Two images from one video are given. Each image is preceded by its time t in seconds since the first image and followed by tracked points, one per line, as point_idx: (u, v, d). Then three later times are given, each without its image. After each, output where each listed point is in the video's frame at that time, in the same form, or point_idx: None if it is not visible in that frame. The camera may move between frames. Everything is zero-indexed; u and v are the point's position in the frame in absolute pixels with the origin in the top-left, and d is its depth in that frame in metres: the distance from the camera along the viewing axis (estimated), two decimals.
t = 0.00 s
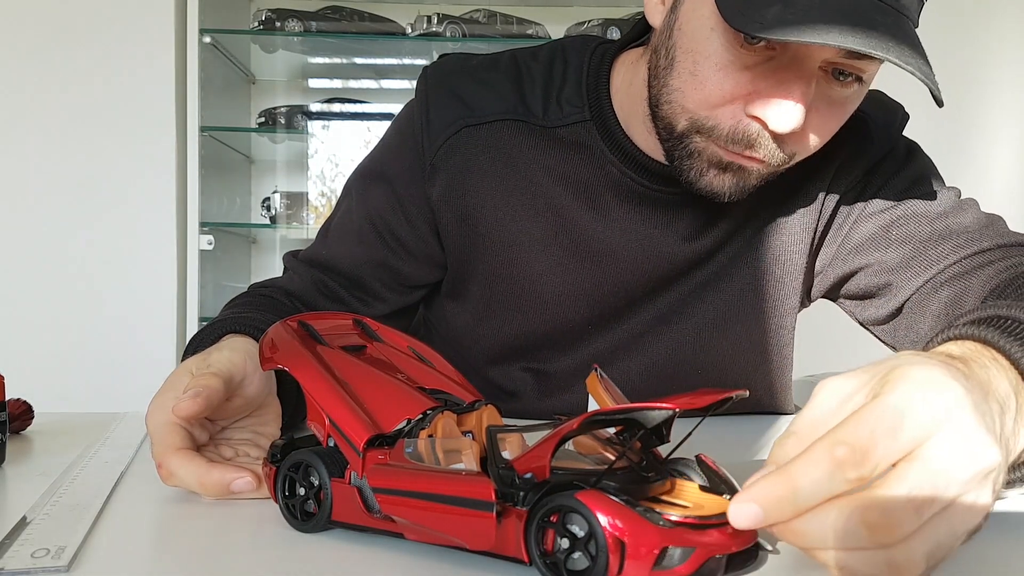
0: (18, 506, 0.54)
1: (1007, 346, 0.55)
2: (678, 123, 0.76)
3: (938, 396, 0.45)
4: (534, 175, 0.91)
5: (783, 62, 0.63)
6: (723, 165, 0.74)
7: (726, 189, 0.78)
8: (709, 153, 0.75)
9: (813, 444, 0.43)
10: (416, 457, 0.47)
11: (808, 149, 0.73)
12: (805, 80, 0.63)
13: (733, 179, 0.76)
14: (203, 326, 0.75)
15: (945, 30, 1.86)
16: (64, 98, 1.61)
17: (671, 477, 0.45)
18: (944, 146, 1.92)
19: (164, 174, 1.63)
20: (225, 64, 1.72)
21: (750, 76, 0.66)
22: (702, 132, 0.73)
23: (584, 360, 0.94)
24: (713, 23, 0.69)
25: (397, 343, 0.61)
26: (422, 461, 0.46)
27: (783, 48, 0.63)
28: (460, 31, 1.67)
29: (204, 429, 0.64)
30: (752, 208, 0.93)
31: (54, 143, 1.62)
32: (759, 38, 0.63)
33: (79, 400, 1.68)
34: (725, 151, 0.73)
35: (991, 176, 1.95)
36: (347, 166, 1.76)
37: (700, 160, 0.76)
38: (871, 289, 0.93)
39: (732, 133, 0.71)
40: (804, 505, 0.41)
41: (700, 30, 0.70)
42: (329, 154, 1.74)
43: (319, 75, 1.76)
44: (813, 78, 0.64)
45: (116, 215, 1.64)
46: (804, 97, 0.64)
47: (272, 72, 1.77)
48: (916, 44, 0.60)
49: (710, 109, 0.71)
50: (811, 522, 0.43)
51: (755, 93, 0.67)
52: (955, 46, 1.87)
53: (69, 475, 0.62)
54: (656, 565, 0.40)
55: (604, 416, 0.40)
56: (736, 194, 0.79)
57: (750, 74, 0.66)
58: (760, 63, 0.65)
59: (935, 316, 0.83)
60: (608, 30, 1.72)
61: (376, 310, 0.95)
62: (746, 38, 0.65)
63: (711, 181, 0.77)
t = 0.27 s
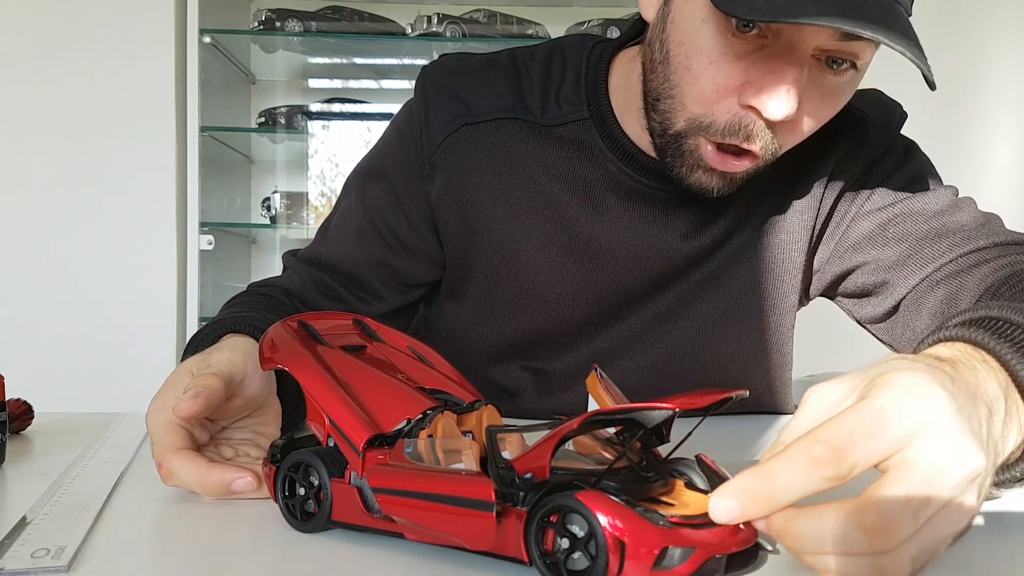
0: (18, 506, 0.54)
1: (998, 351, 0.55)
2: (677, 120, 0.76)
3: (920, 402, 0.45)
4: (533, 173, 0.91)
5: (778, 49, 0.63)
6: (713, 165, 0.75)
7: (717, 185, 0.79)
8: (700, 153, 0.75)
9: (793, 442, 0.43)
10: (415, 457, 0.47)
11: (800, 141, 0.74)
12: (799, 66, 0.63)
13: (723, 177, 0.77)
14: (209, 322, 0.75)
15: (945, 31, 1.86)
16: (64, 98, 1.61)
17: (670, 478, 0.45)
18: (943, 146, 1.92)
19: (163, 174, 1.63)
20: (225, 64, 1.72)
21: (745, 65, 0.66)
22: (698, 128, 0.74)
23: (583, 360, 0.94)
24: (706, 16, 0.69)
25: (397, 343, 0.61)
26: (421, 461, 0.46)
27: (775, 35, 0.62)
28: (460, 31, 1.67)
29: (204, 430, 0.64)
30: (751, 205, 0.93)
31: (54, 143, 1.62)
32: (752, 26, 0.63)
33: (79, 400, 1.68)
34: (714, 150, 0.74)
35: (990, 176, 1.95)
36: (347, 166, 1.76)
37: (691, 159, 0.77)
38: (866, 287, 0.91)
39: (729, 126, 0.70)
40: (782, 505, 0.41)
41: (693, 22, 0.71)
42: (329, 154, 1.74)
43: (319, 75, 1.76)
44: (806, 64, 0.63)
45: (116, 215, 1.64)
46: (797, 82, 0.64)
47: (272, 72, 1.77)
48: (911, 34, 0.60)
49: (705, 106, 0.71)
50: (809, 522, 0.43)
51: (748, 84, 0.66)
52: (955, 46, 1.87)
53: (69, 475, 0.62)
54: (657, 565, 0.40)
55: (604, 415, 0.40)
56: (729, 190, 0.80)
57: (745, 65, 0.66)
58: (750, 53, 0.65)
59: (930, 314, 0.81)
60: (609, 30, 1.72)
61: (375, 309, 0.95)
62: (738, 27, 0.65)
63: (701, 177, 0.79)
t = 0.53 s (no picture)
0: (18, 506, 0.54)
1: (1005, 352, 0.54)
2: (662, 88, 0.76)
3: (947, 406, 0.45)
4: (529, 167, 0.92)
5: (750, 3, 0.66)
6: (702, 126, 0.74)
7: (711, 151, 0.77)
8: (688, 116, 0.75)
9: (813, 440, 0.43)
10: (415, 458, 0.47)
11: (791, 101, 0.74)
12: (778, 13, 0.65)
13: (714, 142, 0.76)
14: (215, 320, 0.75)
15: (943, 31, 1.87)
16: (64, 98, 1.61)
17: (671, 479, 0.45)
18: (944, 146, 1.92)
19: (163, 174, 1.63)
20: (225, 65, 1.72)
21: (725, 20, 0.67)
22: (685, 91, 0.74)
23: (580, 354, 0.94)
24: None
25: (397, 343, 0.61)
26: (421, 461, 0.46)
27: None
28: (460, 31, 1.67)
29: (205, 429, 0.64)
30: (747, 199, 0.93)
31: (54, 143, 1.62)
32: None
33: (79, 400, 1.68)
34: (703, 110, 0.74)
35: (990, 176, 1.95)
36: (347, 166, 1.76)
37: (681, 125, 0.76)
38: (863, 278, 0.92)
39: (716, 83, 0.71)
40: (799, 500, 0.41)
41: None
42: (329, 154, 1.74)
43: (319, 75, 1.76)
44: (785, 13, 0.65)
45: (117, 216, 1.64)
46: (778, 30, 0.66)
47: (272, 72, 1.77)
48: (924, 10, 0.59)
49: (688, 66, 0.72)
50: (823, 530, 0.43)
51: (730, 39, 0.68)
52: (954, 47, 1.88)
53: (69, 475, 0.62)
54: (657, 564, 0.40)
55: (603, 415, 0.40)
56: (724, 157, 0.79)
57: (725, 19, 0.67)
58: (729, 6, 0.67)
59: (923, 308, 0.82)
60: (609, 30, 1.72)
61: (375, 304, 0.95)
62: None
63: (697, 142, 0.77)
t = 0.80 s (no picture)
0: (18, 506, 0.54)
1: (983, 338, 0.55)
2: (629, 62, 0.79)
3: (921, 400, 0.45)
4: (513, 158, 0.92)
5: None
6: (671, 91, 0.77)
7: (685, 121, 0.79)
8: (657, 83, 0.77)
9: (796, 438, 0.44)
10: (415, 457, 0.47)
11: (755, 70, 0.78)
12: None
13: (686, 110, 0.78)
14: (212, 322, 0.74)
15: (941, 32, 1.87)
16: (64, 98, 1.61)
17: (670, 479, 0.45)
18: (943, 146, 1.92)
19: (163, 173, 1.63)
20: (225, 64, 1.72)
21: None
22: (651, 60, 0.77)
23: (570, 347, 0.93)
24: None
25: (397, 343, 0.61)
26: (421, 460, 0.46)
27: None
28: (460, 31, 1.67)
29: (207, 428, 0.64)
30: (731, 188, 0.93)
31: (54, 143, 1.62)
32: None
33: (79, 400, 1.68)
34: (670, 76, 0.77)
35: (989, 177, 1.96)
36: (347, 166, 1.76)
37: (650, 96, 0.78)
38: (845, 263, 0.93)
39: (678, 47, 0.75)
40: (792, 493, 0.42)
41: None
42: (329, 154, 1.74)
43: (319, 75, 1.76)
44: None
45: (117, 216, 1.64)
46: None
47: (272, 72, 1.76)
48: None
49: (651, 34, 0.76)
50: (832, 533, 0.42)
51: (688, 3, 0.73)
52: (953, 47, 1.88)
53: (69, 475, 0.62)
54: (656, 564, 0.40)
55: (603, 415, 0.40)
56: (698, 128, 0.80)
57: None
58: None
59: (903, 295, 0.83)
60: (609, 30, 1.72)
61: (369, 300, 0.95)
62: None
63: (670, 113, 0.78)
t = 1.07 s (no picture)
0: (18, 506, 0.54)
1: (1006, 306, 0.56)
2: (589, 37, 0.87)
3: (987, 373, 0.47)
4: (492, 149, 0.93)
5: None
6: (632, 60, 0.85)
7: (648, 93, 0.86)
8: (617, 54, 0.85)
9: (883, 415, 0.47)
10: (415, 457, 0.47)
11: (707, 46, 0.87)
12: None
13: (648, 81, 0.85)
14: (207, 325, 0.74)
15: (940, 32, 1.88)
16: (64, 98, 1.61)
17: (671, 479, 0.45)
18: (943, 146, 1.92)
19: (163, 173, 1.63)
20: (225, 64, 1.72)
21: None
22: (610, 31, 0.85)
23: (556, 336, 0.90)
24: None
25: (397, 343, 0.61)
26: (421, 460, 0.46)
27: None
28: (460, 30, 1.67)
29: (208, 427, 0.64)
30: (713, 178, 0.93)
31: (54, 143, 1.62)
32: None
33: (80, 400, 1.68)
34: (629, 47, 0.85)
35: (990, 177, 1.95)
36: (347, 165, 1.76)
37: (613, 68, 0.86)
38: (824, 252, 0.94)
39: (634, 14, 0.82)
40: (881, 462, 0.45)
41: None
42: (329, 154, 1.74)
43: (319, 74, 1.76)
44: None
45: (117, 215, 1.64)
46: None
47: (272, 71, 1.77)
48: None
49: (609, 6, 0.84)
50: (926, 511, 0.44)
51: None
52: (952, 47, 1.88)
53: (69, 474, 0.62)
54: (656, 564, 0.40)
55: (603, 415, 0.40)
56: (661, 101, 0.87)
57: None
58: None
59: (877, 276, 0.85)
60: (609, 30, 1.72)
61: (362, 293, 0.96)
62: None
63: (632, 87, 0.86)
